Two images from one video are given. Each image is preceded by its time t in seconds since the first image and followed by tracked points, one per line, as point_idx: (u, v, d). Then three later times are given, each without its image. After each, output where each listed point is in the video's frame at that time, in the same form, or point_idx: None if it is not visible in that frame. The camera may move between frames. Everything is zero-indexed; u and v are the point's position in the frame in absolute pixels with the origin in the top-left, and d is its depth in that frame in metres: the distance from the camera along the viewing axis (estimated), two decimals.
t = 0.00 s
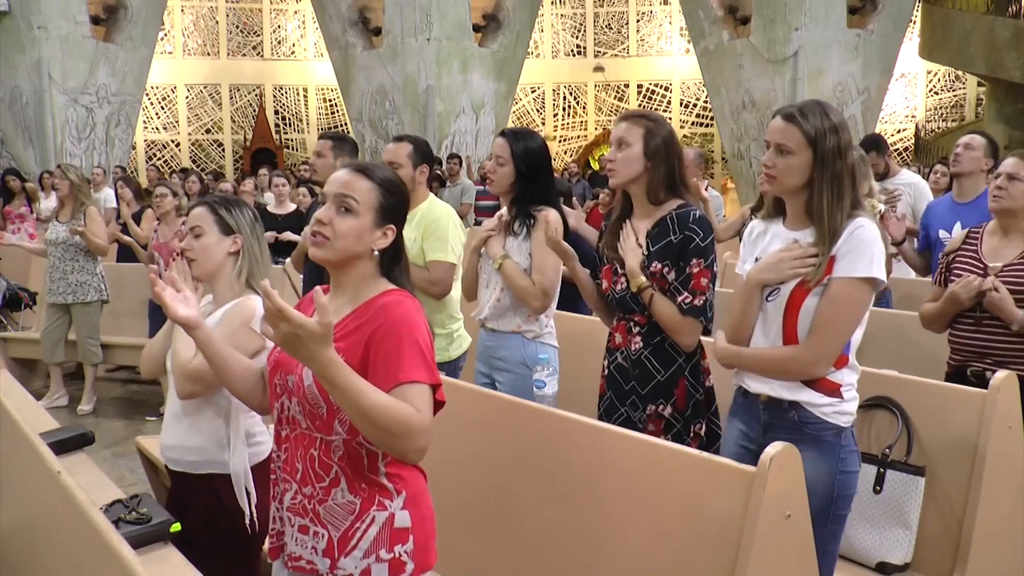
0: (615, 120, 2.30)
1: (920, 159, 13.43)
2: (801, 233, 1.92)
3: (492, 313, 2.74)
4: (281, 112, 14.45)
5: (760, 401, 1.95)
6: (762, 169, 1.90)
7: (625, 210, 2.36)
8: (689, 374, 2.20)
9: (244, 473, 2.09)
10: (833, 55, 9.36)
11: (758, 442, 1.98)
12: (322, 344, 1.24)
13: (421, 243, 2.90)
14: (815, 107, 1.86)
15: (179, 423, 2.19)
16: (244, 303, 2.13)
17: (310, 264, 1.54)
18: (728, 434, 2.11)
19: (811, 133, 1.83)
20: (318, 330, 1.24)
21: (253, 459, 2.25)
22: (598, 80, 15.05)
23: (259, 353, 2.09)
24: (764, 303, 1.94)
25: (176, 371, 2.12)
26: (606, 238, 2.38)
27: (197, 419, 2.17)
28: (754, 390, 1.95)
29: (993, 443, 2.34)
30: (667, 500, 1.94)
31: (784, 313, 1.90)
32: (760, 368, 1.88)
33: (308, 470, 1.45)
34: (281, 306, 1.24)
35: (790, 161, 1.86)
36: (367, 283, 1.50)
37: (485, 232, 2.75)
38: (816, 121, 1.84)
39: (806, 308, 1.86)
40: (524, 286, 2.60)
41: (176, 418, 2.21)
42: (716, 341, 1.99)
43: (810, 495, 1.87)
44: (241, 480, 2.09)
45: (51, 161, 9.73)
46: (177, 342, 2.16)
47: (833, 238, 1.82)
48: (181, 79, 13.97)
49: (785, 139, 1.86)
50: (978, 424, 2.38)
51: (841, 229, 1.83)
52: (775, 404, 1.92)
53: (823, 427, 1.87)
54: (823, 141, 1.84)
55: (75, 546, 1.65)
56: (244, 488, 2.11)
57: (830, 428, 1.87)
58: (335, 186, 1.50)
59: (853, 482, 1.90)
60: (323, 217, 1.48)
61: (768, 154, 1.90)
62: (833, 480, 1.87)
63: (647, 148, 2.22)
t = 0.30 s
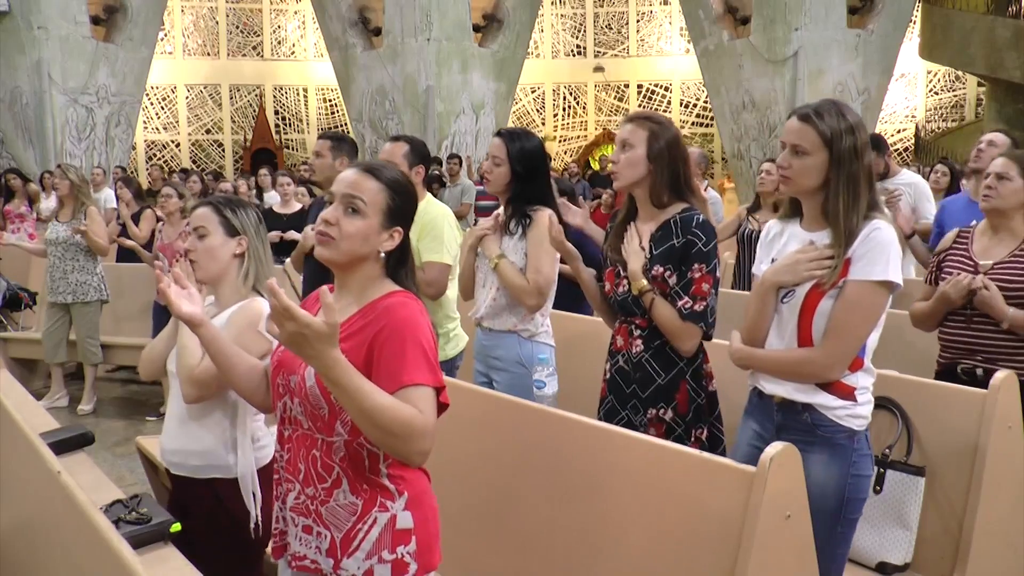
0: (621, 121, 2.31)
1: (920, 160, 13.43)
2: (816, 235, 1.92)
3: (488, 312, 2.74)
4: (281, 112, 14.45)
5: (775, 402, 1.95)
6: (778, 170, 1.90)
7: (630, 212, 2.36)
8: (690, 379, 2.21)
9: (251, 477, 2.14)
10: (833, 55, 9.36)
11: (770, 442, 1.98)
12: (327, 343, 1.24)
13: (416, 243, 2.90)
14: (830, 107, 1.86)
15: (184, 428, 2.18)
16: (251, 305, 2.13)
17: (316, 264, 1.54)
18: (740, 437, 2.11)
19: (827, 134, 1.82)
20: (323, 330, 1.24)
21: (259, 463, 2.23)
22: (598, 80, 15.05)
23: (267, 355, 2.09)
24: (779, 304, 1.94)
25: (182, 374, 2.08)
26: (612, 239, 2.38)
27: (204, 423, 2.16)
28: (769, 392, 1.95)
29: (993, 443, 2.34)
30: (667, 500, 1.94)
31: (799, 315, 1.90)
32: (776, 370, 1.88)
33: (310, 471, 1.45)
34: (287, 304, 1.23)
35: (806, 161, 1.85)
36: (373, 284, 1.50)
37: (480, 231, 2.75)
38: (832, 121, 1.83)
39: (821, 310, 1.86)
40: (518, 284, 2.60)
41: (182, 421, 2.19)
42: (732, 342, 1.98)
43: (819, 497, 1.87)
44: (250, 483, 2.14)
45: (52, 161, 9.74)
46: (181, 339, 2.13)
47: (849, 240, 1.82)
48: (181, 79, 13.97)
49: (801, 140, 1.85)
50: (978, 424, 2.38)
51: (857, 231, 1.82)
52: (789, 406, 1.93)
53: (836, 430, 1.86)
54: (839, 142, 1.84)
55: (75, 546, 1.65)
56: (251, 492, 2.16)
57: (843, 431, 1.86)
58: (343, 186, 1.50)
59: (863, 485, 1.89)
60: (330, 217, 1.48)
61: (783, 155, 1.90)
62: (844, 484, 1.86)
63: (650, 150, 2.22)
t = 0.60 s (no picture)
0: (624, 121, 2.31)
1: (920, 160, 13.43)
2: (825, 236, 1.91)
3: (488, 311, 2.73)
4: (281, 112, 14.45)
5: (778, 402, 1.95)
6: (787, 170, 1.89)
7: (632, 214, 2.36)
8: (686, 381, 2.19)
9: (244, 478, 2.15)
10: (834, 55, 9.35)
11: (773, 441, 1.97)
12: (329, 346, 1.24)
13: (412, 243, 2.89)
14: (841, 108, 1.85)
15: (180, 427, 2.18)
16: (240, 305, 2.13)
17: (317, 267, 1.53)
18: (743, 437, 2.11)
19: (838, 134, 1.82)
20: (326, 332, 1.24)
21: (253, 463, 2.24)
22: (598, 80, 15.05)
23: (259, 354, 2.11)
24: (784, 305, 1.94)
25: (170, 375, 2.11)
26: (614, 239, 2.37)
27: (199, 421, 2.17)
28: (774, 392, 1.95)
29: (993, 444, 2.34)
30: (667, 499, 1.94)
31: (805, 316, 1.90)
32: (780, 371, 1.88)
33: (311, 472, 1.45)
34: (289, 307, 1.23)
35: (815, 162, 1.84)
36: (371, 285, 1.50)
37: (479, 231, 2.74)
38: (843, 122, 1.82)
39: (828, 312, 1.86)
40: (521, 282, 2.60)
41: (178, 419, 2.20)
42: (737, 342, 1.98)
43: (822, 498, 1.87)
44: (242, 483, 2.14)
45: (52, 161, 9.74)
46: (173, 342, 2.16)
47: (857, 242, 1.81)
48: (181, 79, 13.97)
49: (811, 140, 1.84)
50: (978, 424, 2.38)
51: (866, 233, 1.81)
52: (792, 406, 1.93)
53: (840, 431, 1.86)
54: (849, 142, 1.83)
55: (75, 546, 1.65)
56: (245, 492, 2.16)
57: (848, 432, 1.86)
58: (342, 186, 1.50)
59: (867, 486, 1.89)
60: (329, 217, 1.48)
61: (793, 155, 1.89)
62: (848, 485, 1.86)
63: (653, 152, 2.22)
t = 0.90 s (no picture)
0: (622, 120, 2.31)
1: (920, 160, 13.43)
2: (824, 236, 1.91)
3: (491, 311, 2.71)
4: (281, 113, 14.45)
5: (777, 403, 1.95)
6: (786, 171, 1.89)
7: (629, 212, 2.36)
8: (679, 379, 2.19)
9: (227, 474, 2.12)
10: (834, 55, 9.35)
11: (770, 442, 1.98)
12: (325, 343, 1.24)
13: (415, 244, 2.93)
14: (839, 108, 1.85)
15: (174, 422, 2.21)
16: (229, 302, 2.15)
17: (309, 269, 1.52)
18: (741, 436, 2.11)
19: (836, 134, 1.82)
20: (321, 330, 1.24)
21: (237, 459, 2.23)
22: (598, 80, 15.05)
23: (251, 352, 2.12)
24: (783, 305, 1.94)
25: (158, 375, 2.17)
26: (610, 238, 2.38)
27: (186, 416, 2.20)
28: (772, 393, 1.95)
29: (993, 443, 2.34)
30: (667, 499, 1.94)
31: (804, 316, 1.89)
32: (778, 371, 1.88)
33: (307, 470, 1.45)
34: (284, 302, 1.24)
35: (814, 162, 1.84)
36: (362, 283, 1.50)
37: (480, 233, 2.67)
38: (841, 121, 1.82)
39: (827, 312, 1.86)
40: (527, 280, 2.59)
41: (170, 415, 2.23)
42: (734, 341, 1.98)
43: (820, 498, 1.87)
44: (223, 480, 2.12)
45: (52, 161, 9.74)
46: (165, 341, 2.20)
47: (856, 242, 1.81)
48: (181, 79, 13.97)
49: (810, 140, 1.84)
50: (979, 423, 2.37)
51: (864, 233, 1.81)
52: (790, 407, 1.93)
53: (838, 431, 1.86)
54: (847, 142, 1.83)
55: (75, 546, 1.65)
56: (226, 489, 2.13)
57: (846, 433, 1.86)
58: (334, 185, 1.49)
59: (865, 485, 1.89)
60: (321, 217, 1.48)
61: (792, 155, 1.89)
62: (847, 485, 1.86)
63: (650, 148, 2.22)
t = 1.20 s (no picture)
0: (620, 119, 2.31)
1: (921, 160, 13.43)
2: (816, 236, 1.91)
3: (492, 311, 2.71)
4: (281, 113, 14.45)
5: (765, 402, 1.95)
6: (778, 174, 1.88)
7: (625, 210, 2.36)
8: (677, 377, 2.20)
9: (221, 462, 2.12)
10: (834, 55, 9.35)
11: (760, 443, 1.98)
12: (307, 336, 1.24)
13: (417, 245, 2.95)
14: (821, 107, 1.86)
15: (168, 413, 2.22)
16: (219, 298, 2.16)
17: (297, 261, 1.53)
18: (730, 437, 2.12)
19: (824, 132, 1.82)
20: (302, 322, 1.23)
21: (232, 451, 2.25)
22: (598, 80, 15.05)
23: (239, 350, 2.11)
24: (772, 301, 1.96)
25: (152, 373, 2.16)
26: (607, 237, 2.37)
27: (181, 409, 2.21)
28: (759, 391, 1.95)
29: (992, 443, 2.34)
30: (665, 499, 1.94)
31: (794, 314, 1.90)
32: (767, 367, 1.88)
33: (295, 465, 1.45)
34: (266, 297, 1.23)
35: (805, 162, 1.84)
36: (349, 279, 1.50)
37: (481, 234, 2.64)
38: (826, 119, 1.83)
39: (817, 311, 1.86)
40: (534, 279, 2.59)
41: (164, 408, 2.24)
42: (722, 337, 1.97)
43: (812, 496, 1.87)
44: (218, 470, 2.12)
45: (52, 160, 9.74)
46: (157, 337, 2.20)
47: (848, 242, 1.80)
48: (181, 79, 13.98)
49: (798, 140, 1.84)
50: (977, 424, 2.37)
51: (856, 234, 1.81)
52: (778, 406, 1.93)
53: (826, 430, 1.86)
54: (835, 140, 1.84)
55: (75, 546, 1.65)
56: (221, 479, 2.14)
57: (834, 432, 1.86)
58: (322, 183, 1.50)
59: (853, 484, 1.89)
60: (307, 214, 1.47)
61: (782, 158, 1.88)
62: (835, 483, 1.87)
63: (650, 148, 2.21)
